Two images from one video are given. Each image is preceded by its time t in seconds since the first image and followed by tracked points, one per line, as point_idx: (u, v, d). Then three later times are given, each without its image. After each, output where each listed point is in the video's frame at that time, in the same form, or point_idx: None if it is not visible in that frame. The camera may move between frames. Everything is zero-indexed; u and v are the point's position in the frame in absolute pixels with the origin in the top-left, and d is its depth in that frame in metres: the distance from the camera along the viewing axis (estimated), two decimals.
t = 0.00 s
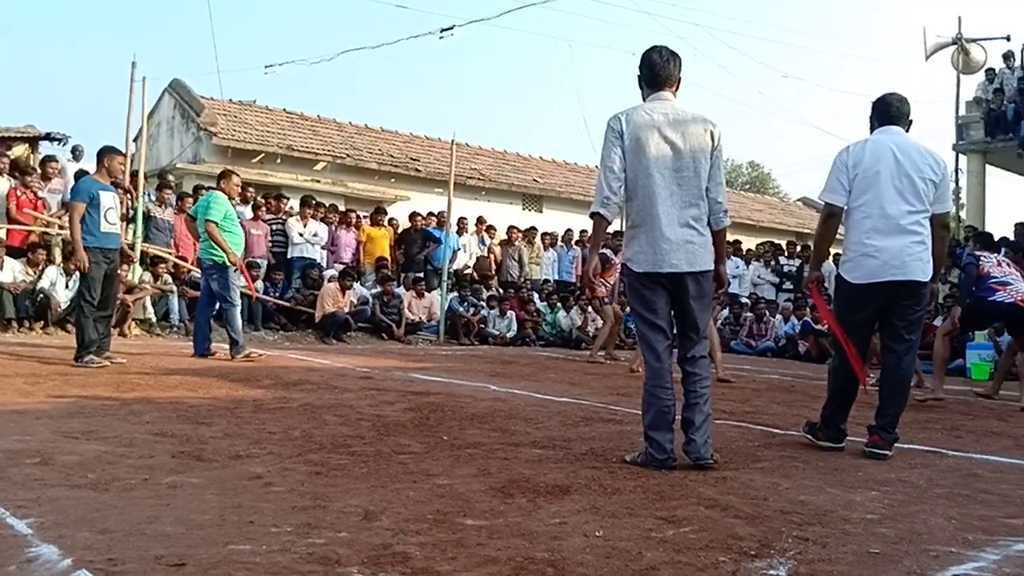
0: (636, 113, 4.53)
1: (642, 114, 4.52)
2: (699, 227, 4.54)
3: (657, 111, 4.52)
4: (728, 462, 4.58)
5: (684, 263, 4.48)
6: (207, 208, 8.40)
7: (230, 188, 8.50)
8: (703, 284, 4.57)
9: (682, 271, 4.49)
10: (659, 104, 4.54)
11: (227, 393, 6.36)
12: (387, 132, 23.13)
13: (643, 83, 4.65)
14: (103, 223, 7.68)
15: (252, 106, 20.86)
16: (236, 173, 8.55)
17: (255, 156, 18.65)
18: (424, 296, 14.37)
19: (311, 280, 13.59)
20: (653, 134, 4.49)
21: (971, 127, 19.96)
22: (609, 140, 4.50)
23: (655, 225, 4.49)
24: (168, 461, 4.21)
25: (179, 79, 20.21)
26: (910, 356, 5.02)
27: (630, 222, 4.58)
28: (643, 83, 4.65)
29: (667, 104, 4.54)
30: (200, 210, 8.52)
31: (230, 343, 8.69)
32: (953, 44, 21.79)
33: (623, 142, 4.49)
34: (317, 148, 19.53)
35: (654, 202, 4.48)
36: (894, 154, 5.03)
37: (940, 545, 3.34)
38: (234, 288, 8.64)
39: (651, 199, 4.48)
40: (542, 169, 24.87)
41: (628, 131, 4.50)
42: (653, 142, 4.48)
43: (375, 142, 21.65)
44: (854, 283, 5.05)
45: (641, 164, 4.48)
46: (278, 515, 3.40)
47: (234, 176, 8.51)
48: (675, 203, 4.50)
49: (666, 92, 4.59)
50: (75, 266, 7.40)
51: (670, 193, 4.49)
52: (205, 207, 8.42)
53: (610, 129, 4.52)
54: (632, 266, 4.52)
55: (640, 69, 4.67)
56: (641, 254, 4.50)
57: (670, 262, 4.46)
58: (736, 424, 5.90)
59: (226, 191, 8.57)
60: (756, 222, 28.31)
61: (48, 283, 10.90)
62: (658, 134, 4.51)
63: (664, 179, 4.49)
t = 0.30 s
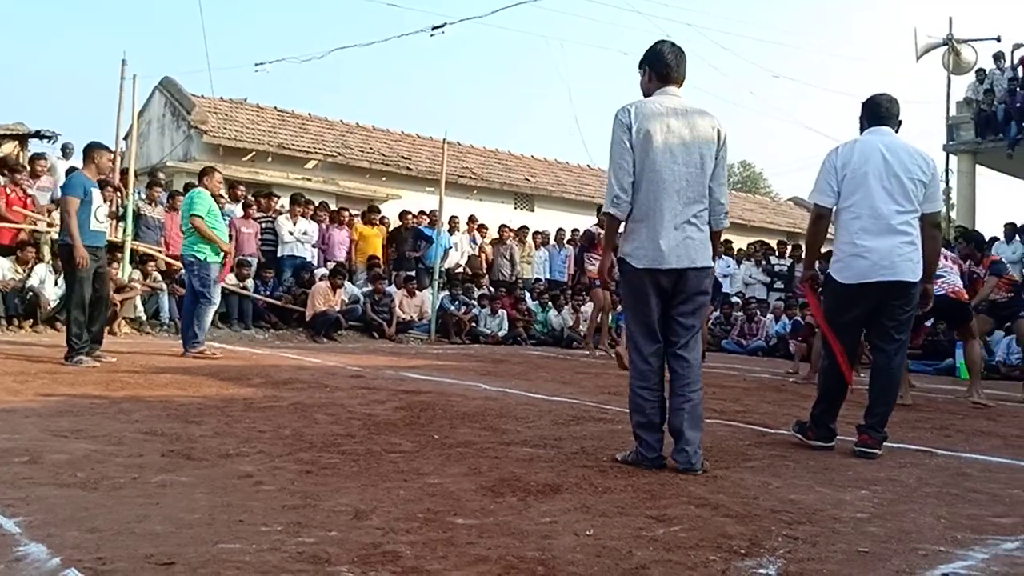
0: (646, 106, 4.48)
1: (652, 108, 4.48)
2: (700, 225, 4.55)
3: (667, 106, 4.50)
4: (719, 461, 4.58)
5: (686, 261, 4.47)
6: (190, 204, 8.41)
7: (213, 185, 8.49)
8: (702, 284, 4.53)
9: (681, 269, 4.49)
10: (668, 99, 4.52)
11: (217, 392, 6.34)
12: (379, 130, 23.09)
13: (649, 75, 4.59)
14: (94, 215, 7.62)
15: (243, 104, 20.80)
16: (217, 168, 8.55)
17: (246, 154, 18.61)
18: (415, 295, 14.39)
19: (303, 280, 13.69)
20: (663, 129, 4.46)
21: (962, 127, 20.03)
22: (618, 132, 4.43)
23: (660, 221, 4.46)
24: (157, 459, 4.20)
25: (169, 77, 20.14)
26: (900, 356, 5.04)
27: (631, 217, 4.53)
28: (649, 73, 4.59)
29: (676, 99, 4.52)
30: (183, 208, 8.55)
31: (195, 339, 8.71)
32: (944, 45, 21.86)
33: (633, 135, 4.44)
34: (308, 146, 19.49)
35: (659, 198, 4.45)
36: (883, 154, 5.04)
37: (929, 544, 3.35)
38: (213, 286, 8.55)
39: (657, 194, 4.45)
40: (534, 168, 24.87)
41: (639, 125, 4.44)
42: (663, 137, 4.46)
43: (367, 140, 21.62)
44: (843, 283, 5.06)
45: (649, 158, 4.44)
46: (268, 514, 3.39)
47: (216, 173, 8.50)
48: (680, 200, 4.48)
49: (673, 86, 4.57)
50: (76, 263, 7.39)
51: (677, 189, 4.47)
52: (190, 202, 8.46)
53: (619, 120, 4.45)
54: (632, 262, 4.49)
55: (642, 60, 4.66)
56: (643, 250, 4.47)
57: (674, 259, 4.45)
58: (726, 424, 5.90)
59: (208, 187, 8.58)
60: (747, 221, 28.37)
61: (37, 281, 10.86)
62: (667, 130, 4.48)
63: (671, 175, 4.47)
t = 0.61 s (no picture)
0: (639, 105, 4.45)
1: (645, 106, 4.45)
2: (691, 224, 4.54)
3: (659, 105, 4.48)
4: (715, 461, 4.59)
5: (677, 260, 4.47)
6: (183, 204, 8.34)
7: (200, 184, 8.38)
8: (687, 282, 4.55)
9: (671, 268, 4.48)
10: (660, 98, 4.50)
11: (213, 392, 6.34)
12: (375, 130, 23.08)
13: (639, 73, 4.55)
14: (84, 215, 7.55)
15: (239, 104, 20.78)
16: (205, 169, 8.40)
17: (241, 154, 18.58)
18: (411, 295, 14.34)
19: (299, 280, 13.67)
20: (656, 128, 4.44)
21: (957, 127, 20.05)
22: (610, 130, 4.38)
23: (652, 220, 4.43)
24: (153, 460, 4.19)
25: (165, 77, 20.10)
26: (894, 356, 5.06)
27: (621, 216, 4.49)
28: (639, 72, 4.54)
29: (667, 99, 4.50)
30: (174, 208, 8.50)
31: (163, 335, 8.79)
32: (940, 45, 21.90)
33: (626, 133, 4.40)
34: (303, 146, 19.46)
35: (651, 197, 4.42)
36: (878, 155, 5.05)
37: (924, 543, 3.35)
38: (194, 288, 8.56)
39: (649, 193, 4.42)
40: (530, 168, 24.87)
41: (632, 122, 4.41)
42: (655, 136, 4.43)
43: (362, 140, 21.60)
44: (840, 283, 5.06)
45: (642, 157, 4.41)
46: (263, 515, 3.38)
47: (201, 172, 8.38)
48: (672, 199, 4.45)
49: (660, 86, 4.56)
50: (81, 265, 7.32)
51: (669, 187, 4.45)
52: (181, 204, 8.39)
53: (612, 118, 4.41)
54: (622, 259, 4.44)
55: (624, 60, 4.62)
56: (634, 248, 4.43)
57: (665, 257, 4.43)
58: (722, 423, 5.91)
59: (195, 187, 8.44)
60: (743, 222, 28.40)
61: (32, 282, 10.85)
62: (659, 128, 4.45)
63: (664, 174, 4.44)
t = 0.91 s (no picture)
0: (590, 112, 4.45)
1: (597, 113, 4.46)
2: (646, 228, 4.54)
3: (610, 112, 4.49)
4: (714, 460, 4.59)
5: (636, 266, 4.47)
6: (171, 203, 8.30)
7: (190, 181, 8.44)
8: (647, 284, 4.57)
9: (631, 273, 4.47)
10: (611, 105, 4.51)
11: (211, 391, 6.34)
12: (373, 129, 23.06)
13: (589, 80, 4.55)
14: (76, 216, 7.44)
15: (237, 102, 20.76)
16: (194, 164, 8.52)
17: (239, 153, 18.57)
18: (410, 293, 14.41)
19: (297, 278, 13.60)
20: (609, 135, 4.45)
21: (955, 127, 20.06)
22: (564, 137, 4.37)
23: (608, 226, 4.43)
24: (151, 459, 4.20)
25: (162, 76, 20.08)
26: (892, 355, 5.05)
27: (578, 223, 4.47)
28: (589, 79, 4.54)
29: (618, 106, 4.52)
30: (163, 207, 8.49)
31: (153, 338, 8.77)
32: (938, 44, 21.90)
33: (579, 140, 4.39)
34: (301, 145, 19.44)
35: (607, 204, 4.42)
36: (876, 154, 5.06)
37: (922, 542, 3.36)
38: (183, 287, 8.53)
39: (604, 201, 4.42)
40: (528, 167, 24.86)
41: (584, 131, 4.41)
42: (608, 143, 4.44)
43: (361, 139, 21.58)
44: (838, 282, 5.06)
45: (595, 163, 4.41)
46: (262, 514, 3.38)
47: (192, 170, 8.44)
48: (627, 205, 4.46)
49: (610, 91, 4.57)
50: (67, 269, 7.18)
51: (624, 194, 4.46)
52: (170, 203, 8.36)
53: (564, 125, 4.40)
54: (581, 266, 4.42)
55: (573, 67, 4.63)
56: (592, 255, 4.41)
57: (625, 263, 4.43)
58: (721, 422, 5.91)
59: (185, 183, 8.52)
60: (742, 221, 28.41)
61: (29, 281, 10.81)
62: (610, 136, 4.46)
63: (617, 180, 4.45)
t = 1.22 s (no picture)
0: (534, 103, 4.49)
1: (541, 104, 4.49)
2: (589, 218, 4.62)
3: (553, 103, 4.54)
4: (713, 456, 4.59)
5: (585, 254, 4.56)
6: (160, 199, 8.36)
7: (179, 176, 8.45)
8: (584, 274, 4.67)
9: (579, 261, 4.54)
10: (553, 96, 4.56)
11: (211, 387, 6.35)
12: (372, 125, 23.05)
13: (530, 71, 4.57)
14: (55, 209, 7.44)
15: (236, 98, 20.75)
16: (185, 159, 8.56)
17: (239, 149, 18.56)
18: (409, 290, 14.40)
19: (296, 273, 13.59)
20: (553, 125, 4.50)
21: (954, 122, 20.05)
22: (511, 125, 4.38)
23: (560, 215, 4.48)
24: (151, 455, 4.19)
25: (161, 72, 20.05)
26: (891, 349, 5.05)
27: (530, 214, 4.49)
28: (528, 70, 4.56)
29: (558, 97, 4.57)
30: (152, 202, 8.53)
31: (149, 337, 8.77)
32: (938, 39, 21.88)
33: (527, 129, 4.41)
34: (301, 141, 19.42)
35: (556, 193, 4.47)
36: (875, 150, 5.06)
37: (922, 537, 3.36)
38: (171, 281, 8.52)
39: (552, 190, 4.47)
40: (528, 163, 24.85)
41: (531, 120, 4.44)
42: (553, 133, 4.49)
43: (360, 135, 21.57)
44: (836, 277, 5.05)
45: (541, 154, 4.46)
46: (262, 510, 3.38)
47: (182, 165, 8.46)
48: (572, 196, 4.53)
49: (548, 83, 4.60)
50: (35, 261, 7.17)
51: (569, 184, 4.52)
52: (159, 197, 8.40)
53: (511, 115, 4.41)
54: (540, 257, 4.43)
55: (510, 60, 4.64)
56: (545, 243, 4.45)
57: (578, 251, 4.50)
58: (720, 418, 5.92)
59: (174, 177, 8.54)
60: (742, 216, 28.42)
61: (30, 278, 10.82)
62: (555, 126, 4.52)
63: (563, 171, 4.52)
